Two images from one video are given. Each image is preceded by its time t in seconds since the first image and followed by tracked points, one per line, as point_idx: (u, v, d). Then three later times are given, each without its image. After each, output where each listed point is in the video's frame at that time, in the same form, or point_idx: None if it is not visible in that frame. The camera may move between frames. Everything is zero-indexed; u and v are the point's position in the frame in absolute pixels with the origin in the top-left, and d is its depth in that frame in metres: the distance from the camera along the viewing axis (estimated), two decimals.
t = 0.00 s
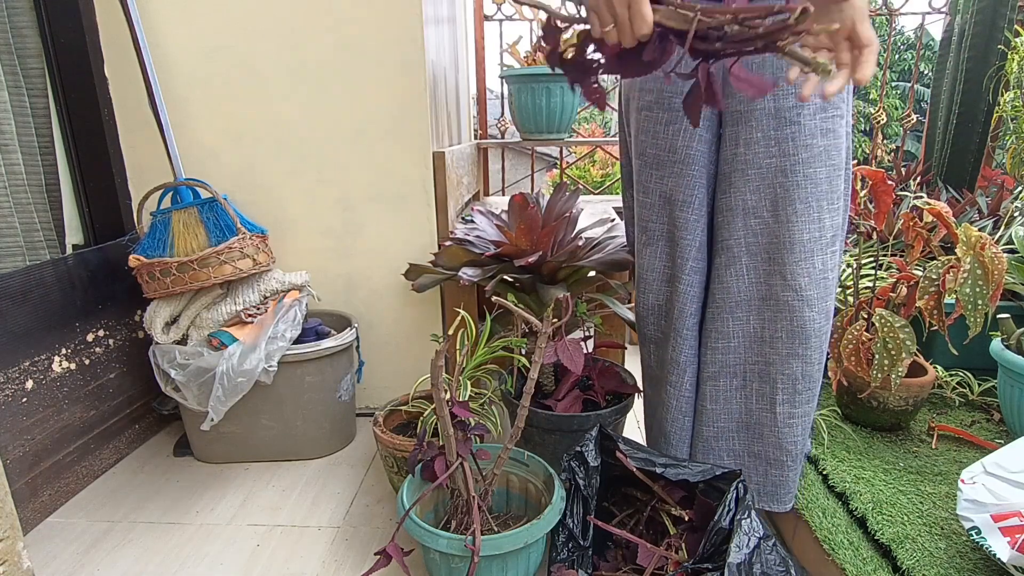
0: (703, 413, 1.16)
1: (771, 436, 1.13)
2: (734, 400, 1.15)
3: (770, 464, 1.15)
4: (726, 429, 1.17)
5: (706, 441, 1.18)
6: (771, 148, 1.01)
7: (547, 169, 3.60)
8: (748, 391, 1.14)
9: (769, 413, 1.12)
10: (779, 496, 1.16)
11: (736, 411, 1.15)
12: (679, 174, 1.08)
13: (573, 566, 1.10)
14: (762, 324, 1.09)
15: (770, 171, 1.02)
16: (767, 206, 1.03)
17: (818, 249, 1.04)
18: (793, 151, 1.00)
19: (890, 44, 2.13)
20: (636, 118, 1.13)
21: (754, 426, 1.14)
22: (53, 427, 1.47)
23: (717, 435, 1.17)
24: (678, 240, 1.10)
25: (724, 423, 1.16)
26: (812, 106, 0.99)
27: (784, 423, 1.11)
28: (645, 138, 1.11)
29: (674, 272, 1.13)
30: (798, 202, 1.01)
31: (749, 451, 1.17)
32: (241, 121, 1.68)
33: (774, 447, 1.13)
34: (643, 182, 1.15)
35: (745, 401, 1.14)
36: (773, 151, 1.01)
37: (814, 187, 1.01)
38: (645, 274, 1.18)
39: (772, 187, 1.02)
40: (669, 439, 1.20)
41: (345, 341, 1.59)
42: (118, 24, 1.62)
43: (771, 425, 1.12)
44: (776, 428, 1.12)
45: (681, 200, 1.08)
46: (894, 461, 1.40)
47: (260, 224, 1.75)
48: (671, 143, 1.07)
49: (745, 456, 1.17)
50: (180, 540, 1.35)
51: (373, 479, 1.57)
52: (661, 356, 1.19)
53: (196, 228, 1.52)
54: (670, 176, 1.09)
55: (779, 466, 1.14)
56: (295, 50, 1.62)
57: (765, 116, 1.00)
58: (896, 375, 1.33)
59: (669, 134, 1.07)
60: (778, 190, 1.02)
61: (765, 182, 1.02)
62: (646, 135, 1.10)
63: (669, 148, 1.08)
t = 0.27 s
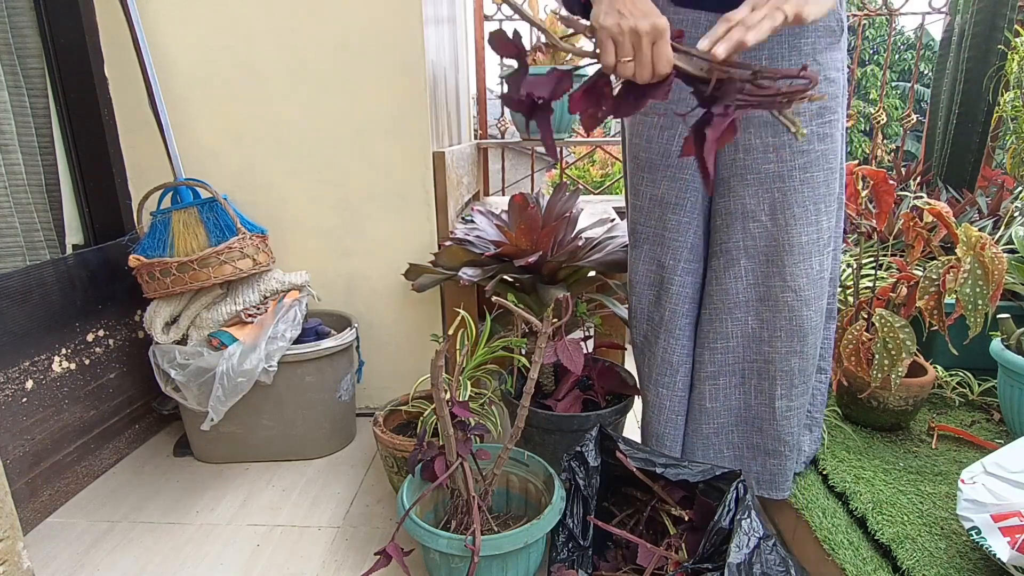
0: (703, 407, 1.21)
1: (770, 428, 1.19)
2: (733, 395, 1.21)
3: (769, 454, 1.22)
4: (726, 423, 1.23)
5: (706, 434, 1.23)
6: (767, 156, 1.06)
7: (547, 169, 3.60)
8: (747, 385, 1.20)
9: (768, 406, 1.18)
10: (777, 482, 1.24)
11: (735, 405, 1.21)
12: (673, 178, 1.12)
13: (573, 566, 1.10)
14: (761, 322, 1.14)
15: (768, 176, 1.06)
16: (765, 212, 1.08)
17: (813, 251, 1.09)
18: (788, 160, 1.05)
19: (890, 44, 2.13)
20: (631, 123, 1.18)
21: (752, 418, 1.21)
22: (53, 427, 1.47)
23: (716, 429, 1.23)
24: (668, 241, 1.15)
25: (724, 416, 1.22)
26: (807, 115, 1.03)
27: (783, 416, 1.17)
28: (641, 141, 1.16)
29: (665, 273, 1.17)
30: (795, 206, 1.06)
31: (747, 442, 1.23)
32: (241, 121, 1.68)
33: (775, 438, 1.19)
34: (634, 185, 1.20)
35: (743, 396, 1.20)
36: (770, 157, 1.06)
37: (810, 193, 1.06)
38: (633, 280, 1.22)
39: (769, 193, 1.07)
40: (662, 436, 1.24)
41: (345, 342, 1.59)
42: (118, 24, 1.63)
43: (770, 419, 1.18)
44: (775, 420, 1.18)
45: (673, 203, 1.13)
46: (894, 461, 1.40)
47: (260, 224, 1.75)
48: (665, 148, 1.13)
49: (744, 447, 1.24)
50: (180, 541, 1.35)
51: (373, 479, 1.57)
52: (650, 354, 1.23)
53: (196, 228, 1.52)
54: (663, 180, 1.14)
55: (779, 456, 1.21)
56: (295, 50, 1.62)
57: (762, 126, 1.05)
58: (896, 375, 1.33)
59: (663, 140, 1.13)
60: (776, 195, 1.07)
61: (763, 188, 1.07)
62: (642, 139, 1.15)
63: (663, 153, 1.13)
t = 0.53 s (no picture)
0: (712, 407, 1.22)
1: (779, 426, 1.20)
2: (743, 394, 1.21)
3: (779, 451, 1.22)
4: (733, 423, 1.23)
5: (716, 434, 1.24)
6: (768, 160, 1.06)
7: (547, 169, 3.60)
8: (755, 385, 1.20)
9: (778, 405, 1.18)
10: (787, 479, 1.25)
11: (744, 405, 1.22)
12: (671, 182, 1.14)
13: (573, 566, 1.10)
14: (767, 322, 1.14)
15: (768, 180, 1.07)
16: (767, 214, 1.09)
17: (818, 251, 1.10)
18: (788, 163, 1.06)
19: (889, 45, 2.13)
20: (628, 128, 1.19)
21: (762, 417, 1.21)
22: (53, 427, 1.47)
23: (726, 429, 1.23)
24: (668, 243, 1.17)
25: (734, 417, 1.22)
26: (803, 120, 1.04)
27: (793, 413, 1.18)
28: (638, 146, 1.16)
29: (668, 276, 1.18)
30: (796, 208, 1.07)
31: (758, 442, 1.23)
32: (241, 121, 1.68)
33: (786, 436, 1.20)
34: (630, 190, 1.20)
35: (752, 395, 1.20)
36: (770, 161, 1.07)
37: (811, 195, 1.07)
38: (631, 282, 1.21)
39: (771, 196, 1.08)
40: (665, 437, 1.24)
41: (344, 342, 1.59)
42: (118, 24, 1.63)
43: (780, 417, 1.19)
44: (785, 418, 1.19)
45: (671, 205, 1.15)
46: (895, 461, 1.40)
47: (260, 224, 1.75)
48: (664, 153, 1.14)
49: (757, 447, 1.24)
50: (180, 541, 1.35)
51: (374, 479, 1.57)
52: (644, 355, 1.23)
53: (196, 228, 1.52)
54: (662, 184, 1.15)
55: (789, 453, 1.22)
56: (295, 51, 1.62)
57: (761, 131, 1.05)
58: (896, 375, 1.33)
59: (662, 144, 1.14)
60: (777, 198, 1.07)
61: (764, 191, 1.08)
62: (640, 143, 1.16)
63: (661, 157, 1.14)
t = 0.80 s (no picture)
0: (713, 405, 1.23)
1: (779, 424, 1.20)
2: (743, 393, 1.21)
3: (780, 449, 1.22)
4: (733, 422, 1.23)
5: (717, 433, 1.24)
6: (765, 163, 1.07)
7: (547, 169, 3.60)
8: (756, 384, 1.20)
9: (778, 403, 1.18)
10: (787, 476, 1.25)
11: (745, 403, 1.22)
12: (670, 182, 1.14)
13: (573, 566, 1.10)
14: (765, 321, 1.14)
15: (766, 182, 1.08)
16: (765, 215, 1.10)
17: (816, 251, 1.10)
18: (785, 166, 1.06)
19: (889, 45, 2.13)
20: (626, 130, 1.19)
21: (762, 415, 1.21)
22: (53, 427, 1.47)
23: (727, 426, 1.23)
24: (667, 243, 1.17)
25: (735, 415, 1.22)
26: (800, 123, 1.05)
27: (793, 411, 1.18)
28: (638, 147, 1.16)
29: (668, 275, 1.18)
30: (794, 210, 1.08)
31: (758, 440, 1.23)
32: (242, 122, 1.68)
33: (786, 433, 1.20)
34: (630, 191, 1.20)
35: (753, 393, 1.20)
36: (767, 164, 1.08)
37: (808, 196, 1.07)
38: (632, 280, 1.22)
39: (768, 198, 1.09)
40: (664, 433, 1.23)
41: (345, 342, 1.59)
42: (118, 24, 1.63)
43: (780, 415, 1.19)
44: (785, 416, 1.19)
45: (670, 205, 1.16)
46: (894, 461, 1.40)
47: (260, 224, 1.75)
48: (663, 154, 1.14)
49: (757, 444, 1.24)
50: (180, 541, 1.35)
51: (373, 479, 1.57)
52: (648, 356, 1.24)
53: (196, 228, 1.52)
54: (661, 184, 1.15)
55: (789, 450, 1.22)
56: (295, 51, 1.62)
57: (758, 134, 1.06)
58: (896, 375, 1.33)
59: (660, 146, 1.14)
60: (774, 200, 1.08)
61: (761, 193, 1.09)
62: (639, 144, 1.15)
63: (660, 158, 1.14)
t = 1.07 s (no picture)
0: (712, 403, 1.23)
1: (779, 422, 1.20)
2: (743, 390, 1.21)
3: (780, 445, 1.23)
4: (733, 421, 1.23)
5: (717, 430, 1.24)
6: (763, 164, 1.07)
7: (547, 169, 3.60)
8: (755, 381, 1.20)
9: (777, 400, 1.18)
10: (786, 471, 1.26)
11: (745, 401, 1.22)
12: (668, 183, 1.15)
13: (573, 566, 1.10)
14: (764, 320, 1.14)
15: (764, 183, 1.08)
16: (763, 216, 1.10)
17: (814, 250, 1.10)
18: (783, 167, 1.07)
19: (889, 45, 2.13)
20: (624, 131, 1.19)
21: (762, 413, 1.21)
22: (53, 427, 1.47)
23: (727, 424, 1.23)
24: (665, 244, 1.17)
25: (735, 413, 1.22)
26: (797, 124, 1.05)
27: (792, 408, 1.18)
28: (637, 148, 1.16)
29: (667, 275, 1.18)
30: (791, 210, 1.08)
31: (758, 437, 1.23)
32: (241, 122, 1.68)
33: (786, 431, 1.20)
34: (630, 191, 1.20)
35: (752, 392, 1.20)
36: (765, 165, 1.08)
37: (805, 197, 1.07)
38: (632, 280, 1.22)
39: (766, 198, 1.09)
40: (665, 431, 1.23)
41: (344, 342, 1.59)
42: (118, 24, 1.63)
43: (780, 412, 1.19)
44: (785, 413, 1.19)
45: (669, 205, 1.16)
46: (894, 461, 1.40)
47: (259, 224, 1.75)
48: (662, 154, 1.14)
49: (758, 442, 1.24)
50: (180, 541, 1.35)
51: (374, 479, 1.57)
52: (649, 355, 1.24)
53: (196, 228, 1.52)
54: (660, 185, 1.15)
55: (789, 448, 1.22)
56: (295, 51, 1.62)
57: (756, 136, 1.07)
58: (896, 375, 1.33)
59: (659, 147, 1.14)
60: (772, 200, 1.08)
61: (759, 193, 1.09)
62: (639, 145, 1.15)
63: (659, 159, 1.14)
